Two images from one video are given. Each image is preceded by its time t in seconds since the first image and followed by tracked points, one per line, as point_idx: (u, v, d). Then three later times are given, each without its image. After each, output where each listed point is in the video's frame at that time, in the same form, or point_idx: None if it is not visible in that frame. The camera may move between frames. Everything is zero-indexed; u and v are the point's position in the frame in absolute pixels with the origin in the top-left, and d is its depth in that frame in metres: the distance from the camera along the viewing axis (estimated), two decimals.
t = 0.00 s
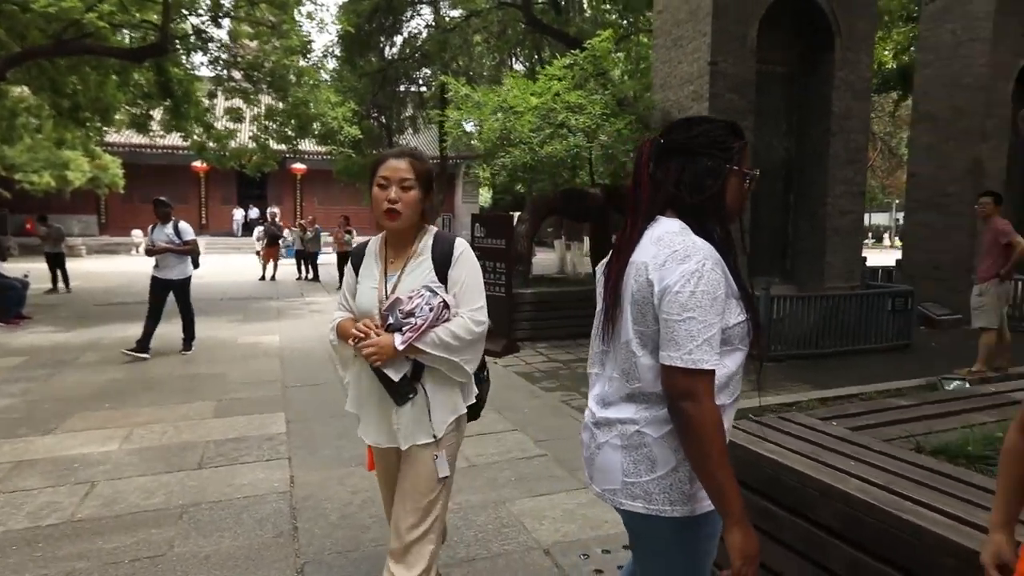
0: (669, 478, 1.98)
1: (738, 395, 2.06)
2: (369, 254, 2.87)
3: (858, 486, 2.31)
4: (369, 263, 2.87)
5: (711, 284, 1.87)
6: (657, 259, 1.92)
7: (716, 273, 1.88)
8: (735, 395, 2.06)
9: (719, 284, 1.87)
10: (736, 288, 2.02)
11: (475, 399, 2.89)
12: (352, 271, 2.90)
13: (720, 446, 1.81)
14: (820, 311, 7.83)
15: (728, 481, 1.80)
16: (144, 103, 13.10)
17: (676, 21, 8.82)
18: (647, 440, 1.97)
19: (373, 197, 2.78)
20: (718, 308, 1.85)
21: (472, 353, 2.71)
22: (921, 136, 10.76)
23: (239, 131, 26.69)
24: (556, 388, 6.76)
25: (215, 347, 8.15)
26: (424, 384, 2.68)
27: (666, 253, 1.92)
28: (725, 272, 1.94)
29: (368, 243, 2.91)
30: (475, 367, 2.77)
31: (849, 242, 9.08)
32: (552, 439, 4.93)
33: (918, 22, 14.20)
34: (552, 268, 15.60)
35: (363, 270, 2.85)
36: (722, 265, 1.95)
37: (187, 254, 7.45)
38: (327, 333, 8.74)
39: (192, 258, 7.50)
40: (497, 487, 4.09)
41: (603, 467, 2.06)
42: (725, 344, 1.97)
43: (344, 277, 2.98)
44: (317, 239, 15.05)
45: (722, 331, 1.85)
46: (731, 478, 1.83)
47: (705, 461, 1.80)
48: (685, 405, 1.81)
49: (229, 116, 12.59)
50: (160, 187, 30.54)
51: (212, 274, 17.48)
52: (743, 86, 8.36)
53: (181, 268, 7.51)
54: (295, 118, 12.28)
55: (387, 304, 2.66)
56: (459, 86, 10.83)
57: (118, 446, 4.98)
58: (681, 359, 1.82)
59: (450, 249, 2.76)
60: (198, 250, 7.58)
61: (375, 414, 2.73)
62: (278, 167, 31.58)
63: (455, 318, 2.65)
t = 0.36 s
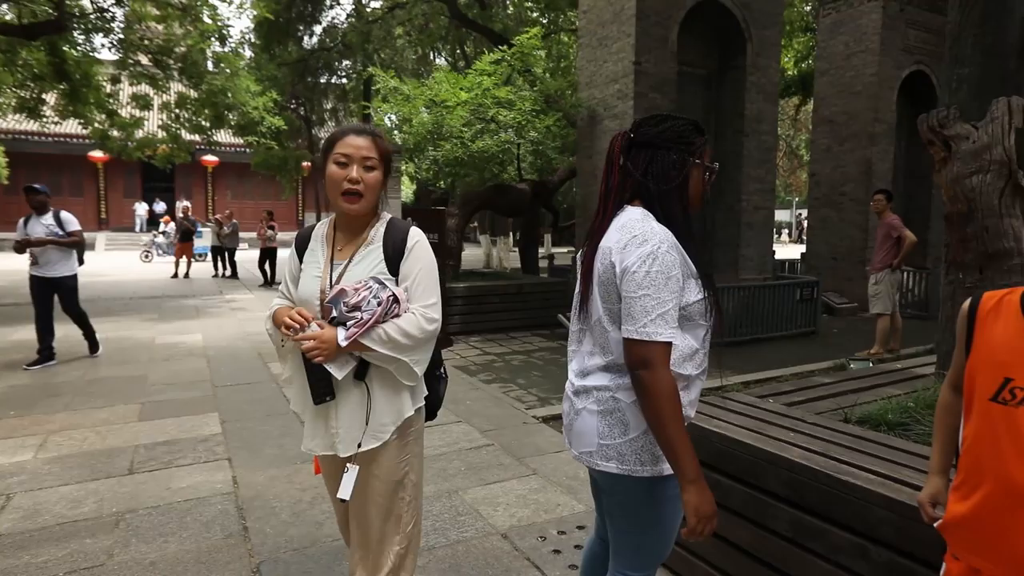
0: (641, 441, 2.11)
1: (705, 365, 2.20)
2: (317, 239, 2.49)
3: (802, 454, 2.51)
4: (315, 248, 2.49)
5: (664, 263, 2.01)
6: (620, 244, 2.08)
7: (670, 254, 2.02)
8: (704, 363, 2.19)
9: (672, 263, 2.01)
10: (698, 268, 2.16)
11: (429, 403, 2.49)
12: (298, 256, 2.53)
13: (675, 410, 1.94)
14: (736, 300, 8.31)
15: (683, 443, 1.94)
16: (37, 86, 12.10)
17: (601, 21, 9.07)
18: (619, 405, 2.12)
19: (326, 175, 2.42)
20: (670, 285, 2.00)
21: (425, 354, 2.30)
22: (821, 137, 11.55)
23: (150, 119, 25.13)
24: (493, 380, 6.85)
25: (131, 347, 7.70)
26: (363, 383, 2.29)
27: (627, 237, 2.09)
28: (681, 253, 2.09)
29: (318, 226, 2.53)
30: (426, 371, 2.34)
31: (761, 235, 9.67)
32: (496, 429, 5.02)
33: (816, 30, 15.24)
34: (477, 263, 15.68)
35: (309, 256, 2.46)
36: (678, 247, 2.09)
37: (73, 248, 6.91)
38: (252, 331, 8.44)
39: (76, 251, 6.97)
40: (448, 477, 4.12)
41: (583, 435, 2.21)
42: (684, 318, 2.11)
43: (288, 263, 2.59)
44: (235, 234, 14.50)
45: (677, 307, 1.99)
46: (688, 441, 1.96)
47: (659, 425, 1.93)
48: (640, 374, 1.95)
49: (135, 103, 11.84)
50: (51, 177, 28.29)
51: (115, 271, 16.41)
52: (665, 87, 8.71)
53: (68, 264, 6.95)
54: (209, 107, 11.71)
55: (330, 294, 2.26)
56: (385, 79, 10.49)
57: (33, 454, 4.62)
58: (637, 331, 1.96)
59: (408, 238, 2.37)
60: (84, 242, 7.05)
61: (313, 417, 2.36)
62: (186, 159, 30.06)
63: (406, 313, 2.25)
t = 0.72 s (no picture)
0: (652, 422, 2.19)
1: (712, 353, 2.27)
2: (316, 239, 2.25)
3: (804, 443, 2.63)
4: (313, 250, 2.22)
5: (677, 255, 2.10)
6: (634, 237, 2.16)
7: (682, 246, 2.10)
8: (711, 351, 2.27)
9: (684, 256, 2.09)
10: (708, 262, 2.24)
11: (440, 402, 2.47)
12: (290, 258, 2.24)
13: (684, 391, 2.03)
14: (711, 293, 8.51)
15: (692, 421, 2.03)
16: None
17: (577, 17, 9.15)
18: (631, 389, 2.20)
19: (336, 171, 2.22)
20: (683, 275, 2.08)
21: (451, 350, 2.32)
22: (788, 134, 11.87)
23: (110, 108, 24.42)
24: (476, 374, 6.91)
25: (104, 346, 7.51)
26: (399, 387, 2.22)
27: (642, 231, 2.16)
28: (692, 246, 2.17)
29: (312, 225, 2.29)
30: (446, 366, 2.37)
31: (732, 229, 9.90)
32: (487, 423, 5.08)
33: (781, 29, 15.59)
34: (449, 258, 15.67)
35: (311, 258, 2.22)
36: (689, 241, 2.17)
37: (22, 245, 6.18)
38: (229, 328, 8.31)
39: (26, 248, 6.28)
40: (444, 471, 4.16)
41: (596, 416, 2.29)
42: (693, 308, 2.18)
43: (272, 266, 2.28)
44: (201, 228, 14.21)
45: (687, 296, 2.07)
46: (697, 421, 2.05)
47: (669, 405, 2.02)
48: (653, 356, 2.04)
49: (96, 93, 11.47)
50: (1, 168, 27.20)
51: (75, 267, 15.89)
52: (639, 83, 8.87)
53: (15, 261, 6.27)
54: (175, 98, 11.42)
55: (366, 298, 2.13)
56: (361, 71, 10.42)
57: (12, 457, 4.49)
58: (650, 318, 2.05)
59: (421, 237, 2.35)
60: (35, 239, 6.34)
61: (334, 422, 2.15)
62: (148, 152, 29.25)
63: (436, 311, 2.26)
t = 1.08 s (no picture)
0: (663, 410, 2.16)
1: (723, 342, 2.24)
2: (299, 232, 1.99)
3: (812, 434, 2.66)
4: (300, 247, 1.96)
5: (686, 244, 2.07)
6: (645, 229, 2.15)
7: (691, 236, 2.08)
8: (722, 341, 2.25)
9: (694, 246, 2.07)
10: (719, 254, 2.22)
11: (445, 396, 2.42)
12: (270, 254, 1.93)
13: (696, 378, 2.00)
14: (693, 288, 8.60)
15: (704, 408, 2.01)
16: None
17: (558, 12, 9.14)
18: (643, 377, 2.18)
19: (326, 157, 1.98)
20: (692, 264, 2.06)
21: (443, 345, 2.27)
22: (763, 130, 12.05)
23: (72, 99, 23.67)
24: (463, 370, 6.88)
25: (79, 345, 7.29)
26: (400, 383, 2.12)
27: (653, 223, 2.14)
28: (701, 237, 2.15)
29: (288, 216, 2.02)
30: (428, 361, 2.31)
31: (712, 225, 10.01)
32: (480, 420, 5.06)
33: (754, 27, 15.83)
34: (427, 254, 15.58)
35: (299, 254, 1.95)
36: (698, 231, 2.15)
37: None
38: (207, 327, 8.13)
39: None
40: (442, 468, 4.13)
41: (610, 407, 2.28)
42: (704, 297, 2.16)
43: (240, 264, 1.92)
44: (173, 224, 13.92)
45: (698, 285, 2.05)
46: (710, 406, 2.02)
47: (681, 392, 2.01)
48: (665, 344, 2.02)
49: (63, 84, 11.11)
50: None
51: (40, 264, 15.41)
52: (621, 79, 8.91)
53: None
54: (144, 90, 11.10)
55: (378, 294, 1.97)
56: (341, 64, 10.28)
57: None
58: (661, 306, 2.03)
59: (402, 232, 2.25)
60: None
61: (339, 423, 1.98)
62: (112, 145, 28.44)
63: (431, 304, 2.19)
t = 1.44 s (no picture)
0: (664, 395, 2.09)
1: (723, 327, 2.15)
2: (267, 224, 1.69)
3: (811, 420, 2.68)
4: (269, 241, 1.66)
5: (682, 230, 2.00)
6: (644, 218, 2.11)
7: (688, 222, 2.02)
8: (725, 329, 2.18)
9: (690, 232, 2.01)
10: (719, 240, 2.15)
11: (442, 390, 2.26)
12: (235, 251, 1.62)
13: (691, 362, 1.93)
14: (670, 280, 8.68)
15: (697, 390, 1.95)
16: None
17: (534, 4, 9.11)
18: (643, 362, 2.12)
19: (297, 137, 1.69)
20: (691, 249, 1.99)
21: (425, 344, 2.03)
22: (734, 124, 12.22)
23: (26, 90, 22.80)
24: (444, 364, 6.82)
25: (42, 344, 7.03)
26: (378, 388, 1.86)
27: (651, 212, 2.09)
28: (701, 224, 2.09)
29: (253, 207, 1.72)
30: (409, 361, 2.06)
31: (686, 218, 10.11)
32: (466, 413, 5.03)
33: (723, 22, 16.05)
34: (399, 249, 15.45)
35: (269, 249, 1.66)
36: (697, 218, 2.08)
37: None
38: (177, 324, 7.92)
39: None
40: (432, 463, 4.08)
41: (611, 394, 2.22)
42: (702, 284, 2.08)
43: (199, 264, 1.61)
44: (135, 219, 13.51)
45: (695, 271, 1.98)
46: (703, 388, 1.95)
47: (677, 375, 1.94)
48: (661, 329, 1.95)
49: (17, 72, 10.65)
50: None
51: None
52: (596, 72, 8.93)
53: None
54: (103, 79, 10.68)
55: (363, 290, 1.69)
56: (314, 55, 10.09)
57: None
58: (656, 291, 1.97)
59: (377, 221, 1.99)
60: None
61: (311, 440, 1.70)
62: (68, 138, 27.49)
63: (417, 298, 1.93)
